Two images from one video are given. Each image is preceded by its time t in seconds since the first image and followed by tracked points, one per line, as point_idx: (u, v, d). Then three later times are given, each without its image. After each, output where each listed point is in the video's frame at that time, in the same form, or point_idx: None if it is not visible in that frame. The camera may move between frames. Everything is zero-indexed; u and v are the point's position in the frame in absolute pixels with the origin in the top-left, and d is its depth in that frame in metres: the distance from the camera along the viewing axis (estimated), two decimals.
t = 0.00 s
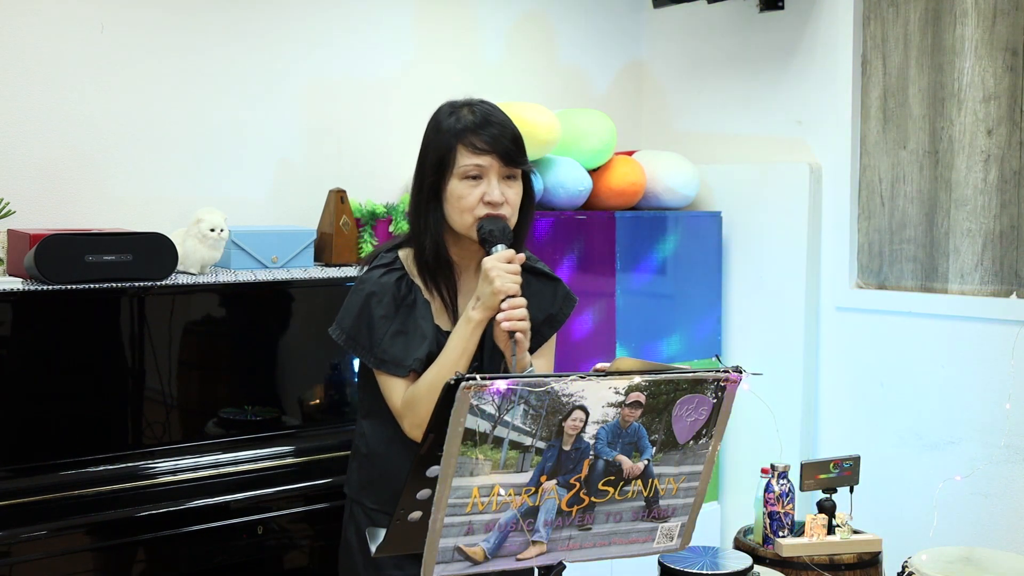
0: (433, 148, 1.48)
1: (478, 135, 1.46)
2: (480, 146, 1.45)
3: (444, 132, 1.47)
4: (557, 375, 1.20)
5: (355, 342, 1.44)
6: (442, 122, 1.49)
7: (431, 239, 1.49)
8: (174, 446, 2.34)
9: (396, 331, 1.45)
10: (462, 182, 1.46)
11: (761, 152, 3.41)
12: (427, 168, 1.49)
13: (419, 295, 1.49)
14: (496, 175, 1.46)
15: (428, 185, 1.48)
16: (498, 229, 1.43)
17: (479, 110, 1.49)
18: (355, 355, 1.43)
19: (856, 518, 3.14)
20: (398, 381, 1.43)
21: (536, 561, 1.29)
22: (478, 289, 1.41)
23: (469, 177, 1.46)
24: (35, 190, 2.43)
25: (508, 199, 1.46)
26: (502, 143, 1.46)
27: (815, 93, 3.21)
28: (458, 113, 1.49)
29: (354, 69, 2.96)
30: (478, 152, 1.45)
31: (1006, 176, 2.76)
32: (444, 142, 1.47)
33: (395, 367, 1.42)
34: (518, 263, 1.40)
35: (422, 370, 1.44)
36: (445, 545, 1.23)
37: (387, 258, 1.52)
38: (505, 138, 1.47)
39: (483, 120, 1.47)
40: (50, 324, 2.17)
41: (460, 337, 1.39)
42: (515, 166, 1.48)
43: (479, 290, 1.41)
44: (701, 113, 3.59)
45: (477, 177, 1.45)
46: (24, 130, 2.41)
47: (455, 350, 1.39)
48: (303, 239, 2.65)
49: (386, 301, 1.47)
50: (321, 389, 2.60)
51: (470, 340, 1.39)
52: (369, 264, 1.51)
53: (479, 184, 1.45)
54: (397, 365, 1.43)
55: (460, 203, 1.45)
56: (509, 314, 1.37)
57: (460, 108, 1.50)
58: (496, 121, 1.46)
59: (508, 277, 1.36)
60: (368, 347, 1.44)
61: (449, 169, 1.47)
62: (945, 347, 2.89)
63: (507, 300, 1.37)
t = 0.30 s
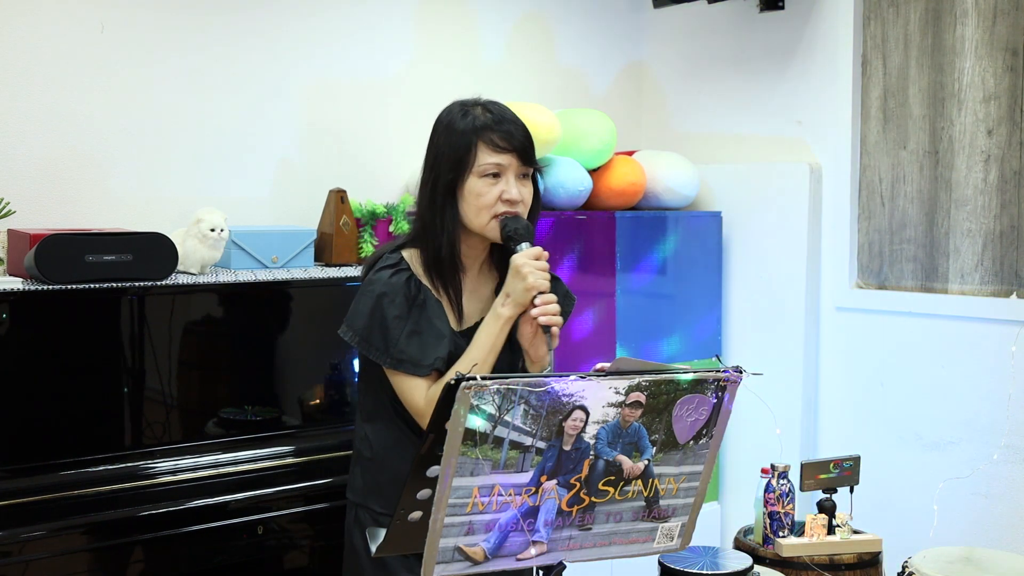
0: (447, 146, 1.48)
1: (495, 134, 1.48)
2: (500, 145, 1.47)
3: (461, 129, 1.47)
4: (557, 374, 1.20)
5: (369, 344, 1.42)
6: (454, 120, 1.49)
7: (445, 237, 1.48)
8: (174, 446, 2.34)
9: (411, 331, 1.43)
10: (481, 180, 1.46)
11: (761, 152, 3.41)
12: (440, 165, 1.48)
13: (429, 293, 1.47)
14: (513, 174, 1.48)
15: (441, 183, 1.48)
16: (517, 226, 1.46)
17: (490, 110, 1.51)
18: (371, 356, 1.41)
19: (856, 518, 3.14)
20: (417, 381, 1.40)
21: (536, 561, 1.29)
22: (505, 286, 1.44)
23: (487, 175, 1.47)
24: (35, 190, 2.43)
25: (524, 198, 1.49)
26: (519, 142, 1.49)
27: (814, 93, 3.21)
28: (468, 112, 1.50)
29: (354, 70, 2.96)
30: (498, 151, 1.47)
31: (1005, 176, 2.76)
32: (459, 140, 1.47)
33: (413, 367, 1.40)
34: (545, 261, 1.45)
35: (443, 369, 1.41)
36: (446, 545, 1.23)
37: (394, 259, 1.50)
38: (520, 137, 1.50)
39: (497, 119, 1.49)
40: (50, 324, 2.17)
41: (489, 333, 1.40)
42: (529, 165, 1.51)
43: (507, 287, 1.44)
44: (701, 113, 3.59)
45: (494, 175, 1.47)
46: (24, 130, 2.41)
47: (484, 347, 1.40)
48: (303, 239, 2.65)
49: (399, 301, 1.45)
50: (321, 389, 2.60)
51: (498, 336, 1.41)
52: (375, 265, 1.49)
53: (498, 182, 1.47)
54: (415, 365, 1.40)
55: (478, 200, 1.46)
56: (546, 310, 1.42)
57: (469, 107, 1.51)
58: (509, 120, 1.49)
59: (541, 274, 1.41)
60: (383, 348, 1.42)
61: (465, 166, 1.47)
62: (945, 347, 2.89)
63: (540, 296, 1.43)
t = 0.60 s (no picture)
0: (456, 143, 1.47)
1: (504, 130, 1.48)
2: (512, 140, 1.47)
3: (471, 126, 1.47)
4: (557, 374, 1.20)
5: (381, 345, 1.41)
6: (461, 116, 1.49)
7: (455, 234, 1.49)
8: (174, 446, 2.34)
9: (422, 329, 1.42)
10: (493, 176, 1.47)
11: (761, 152, 3.41)
12: (450, 161, 1.48)
13: (436, 292, 1.46)
14: (523, 170, 1.49)
15: (451, 180, 1.48)
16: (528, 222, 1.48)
17: (496, 106, 1.51)
18: (383, 358, 1.40)
19: (856, 518, 3.14)
20: (432, 381, 1.39)
21: (536, 561, 1.29)
22: (524, 282, 1.46)
23: (500, 171, 1.47)
24: (35, 190, 2.43)
25: (535, 193, 1.50)
26: (529, 137, 1.50)
27: (814, 93, 3.21)
28: (474, 109, 1.50)
29: (354, 70, 2.96)
30: (509, 147, 1.47)
31: (1006, 176, 2.76)
32: (468, 137, 1.47)
33: (428, 367, 1.39)
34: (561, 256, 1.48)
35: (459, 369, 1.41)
36: (445, 545, 1.23)
37: (398, 259, 1.49)
38: (529, 131, 1.51)
39: (504, 115, 1.50)
40: (50, 324, 2.17)
41: (511, 330, 1.42)
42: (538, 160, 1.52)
43: (526, 283, 1.46)
44: (701, 113, 3.59)
45: (506, 171, 1.48)
46: (23, 130, 2.40)
47: (505, 343, 1.42)
48: (303, 239, 2.65)
49: (408, 300, 1.44)
50: (321, 389, 2.60)
51: (519, 333, 1.43)
52: (380, 267, 1.48)
53: (510, 178, 1.48)
54: (431, 365, 1.39)
55: (490, 197, 1.47)
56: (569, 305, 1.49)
57: (474, 104, 1.51)
58: (517, 116, 1.50)
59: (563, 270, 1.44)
60: (396, 349, 1.40)
61: (477, 163, 1.47)
62: (945, 347, 2.89)
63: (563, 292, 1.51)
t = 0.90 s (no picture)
0: (456, 141, 1.47)
1: (504, 127, 1.49)
2: (512, 138, 1.48)
3: (471, 124, 1.47)
4: (557, 374, 1.20)
5: (387, 347, 1.40)
6: (460, 113, 1.49)
7: (457, 233, 1.49)
8: (174, 446, 2.34)
9: (428, 329, 1.41)
10: (494, 174, 1.48)
11: (762, 152, 3.41)
12: (452, 159, 1.48)
13: (438, 292, 1.45)
14: (523, 168, 1.51)
15: (451, 179, 1.48)
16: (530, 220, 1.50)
17: (493, 102, 1.51)
18: (390, 360, 1.39)
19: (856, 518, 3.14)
20: (438, 381, 1.39)
21: (536, 561, 1.29)
22: (531, 280, 1.47)
23: (501, 169, 1.48)
24: (35, 190, 2.43)
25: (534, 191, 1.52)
26: (528, 135, 1.51)
27: (814, 93, 3.21)
28: (471, 105, 1.50)
29: (354, 70, 2.96)
30: (510, 145, 1.48)
31: (1006, 176, 2.76)
32: (468, 134, 1.47)
33: (435, 368, 1.38)
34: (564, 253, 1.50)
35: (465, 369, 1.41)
36: (445, 545, 1.23)
37: (396, 259, 1.48)
38: (527, 129, 1.52)
39: (502, 112, 1.50)
40: (50, 324, 2.17)
41: (519, 328, 1.43)
42: (535, 157, 1.54)
43: (533, 281, 1.47)
44: (702, 113, 3.59)
45: (507, 169, 1.49)
46: (23, 131, 2.40)
47: (512, 342, 1.43)
48: (302, 239, 2.65)
49: (412, 300, 1.43)
50: (321, 389, 2.60)
51: (526, 331, 1.44)
52: (379, 267, 1.47)
53: (511, 176, 1.49)
54: (437, 365, 1.39)
55: (492, 195, 1.48)
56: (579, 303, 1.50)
57: (470, 100, 1.51)
58: (514, 112, 1.50)
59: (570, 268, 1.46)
60: (402, 351, 1.40)
61: (478, 161, 1.47)
62: (945, 347, 2.89)
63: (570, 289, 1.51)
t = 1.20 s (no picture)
0: (448, 140, 1.47)
1: (495, 125, 1.49)
2: (503, 136, 1.49)
3: (463, 121, 1.47)
4: (557, 374, 1.20)
5: (382, 349, 1.39)
6: (451, 111, 1.48)
7: (448, 232, 1.49)
8: (174, 446, 2.35)
9: (423, 330, 1.41)
10: (486, 173, 1.48)
11: (762, 152, 3.41)
12: (443, 158, 1.47)
13: (431, 291, 1.45)
14: (514, 166, 1.51)
15: (443, 177, 1.47)
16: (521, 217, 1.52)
17: (483, 99, 1.51)
18: (385, 361, 1.39)
19: (856, 518, 3.14)
20: (434, 381, 1.39)
21: (536, 561, 1.29)
22: (526, 279, 1.47)
23: (492, 167, 1.48)
24: (35, 190, 2.43)
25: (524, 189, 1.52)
26: (518, 133, 1.51)
27: (814, 94, 3.21)
28: (461, 102, 1.50)
29: (354, 71, 2.96)
30: (501, 143, 1.49)
31: (1006, 176, 2.76)
32: (460, 132, 1.47)
33: (431, 369, 1.38)
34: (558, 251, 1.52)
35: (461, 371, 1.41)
36: (445, 545, 1.23)
37: (387, 259, 1.48)
38: (517, 127, 1.52)
39: (492, 109, 1.50)
40: (50, 324, 2.18)
41: (515, 327, 1.44)
42: (525, 155, 1.54)
43: (529, 279, 1.47)
44: (701, 113, 3.59)
45: (499, 167, 1.49)
46: (24, 131, 2.40)
47: (509, 340, 1.43)
48: (303, 239, 2.65)
49: (406, 301, 1.43)
50: (321, 389, 2.60)
51: (523, 330, 1.45)
52: (371, 267, 1.46)
53: (502, 174, 1.49)
54: (433, 367, 1.38)
55: (485, 193, 1.48)
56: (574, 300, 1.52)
57: (460, 97, 1.51)
58: (504, 109, 1.50)
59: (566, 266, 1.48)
60: (397, 352, 1.39)
61: (469, 159, 1.47)
62: (944, 347, 2.89)
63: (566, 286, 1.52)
